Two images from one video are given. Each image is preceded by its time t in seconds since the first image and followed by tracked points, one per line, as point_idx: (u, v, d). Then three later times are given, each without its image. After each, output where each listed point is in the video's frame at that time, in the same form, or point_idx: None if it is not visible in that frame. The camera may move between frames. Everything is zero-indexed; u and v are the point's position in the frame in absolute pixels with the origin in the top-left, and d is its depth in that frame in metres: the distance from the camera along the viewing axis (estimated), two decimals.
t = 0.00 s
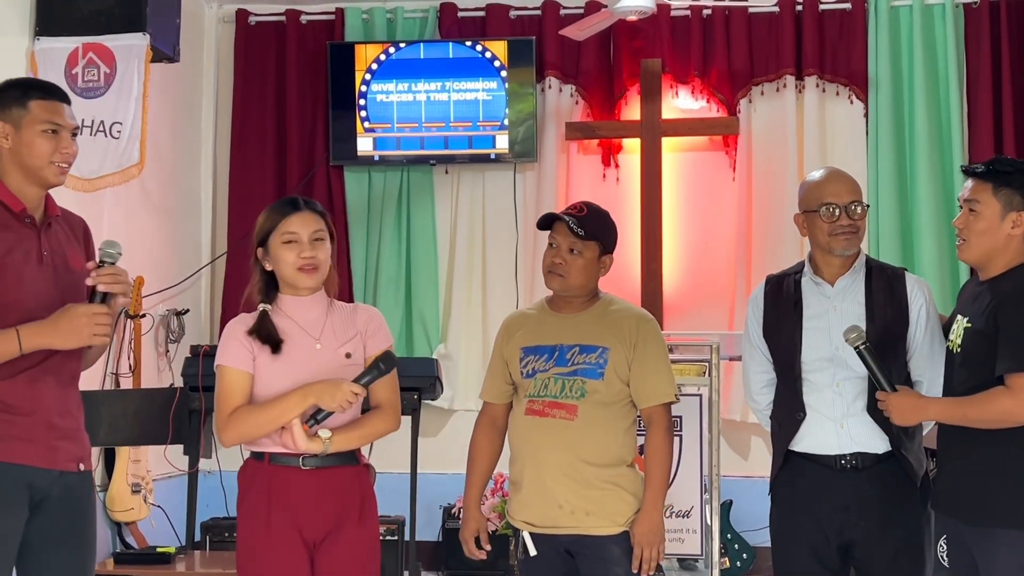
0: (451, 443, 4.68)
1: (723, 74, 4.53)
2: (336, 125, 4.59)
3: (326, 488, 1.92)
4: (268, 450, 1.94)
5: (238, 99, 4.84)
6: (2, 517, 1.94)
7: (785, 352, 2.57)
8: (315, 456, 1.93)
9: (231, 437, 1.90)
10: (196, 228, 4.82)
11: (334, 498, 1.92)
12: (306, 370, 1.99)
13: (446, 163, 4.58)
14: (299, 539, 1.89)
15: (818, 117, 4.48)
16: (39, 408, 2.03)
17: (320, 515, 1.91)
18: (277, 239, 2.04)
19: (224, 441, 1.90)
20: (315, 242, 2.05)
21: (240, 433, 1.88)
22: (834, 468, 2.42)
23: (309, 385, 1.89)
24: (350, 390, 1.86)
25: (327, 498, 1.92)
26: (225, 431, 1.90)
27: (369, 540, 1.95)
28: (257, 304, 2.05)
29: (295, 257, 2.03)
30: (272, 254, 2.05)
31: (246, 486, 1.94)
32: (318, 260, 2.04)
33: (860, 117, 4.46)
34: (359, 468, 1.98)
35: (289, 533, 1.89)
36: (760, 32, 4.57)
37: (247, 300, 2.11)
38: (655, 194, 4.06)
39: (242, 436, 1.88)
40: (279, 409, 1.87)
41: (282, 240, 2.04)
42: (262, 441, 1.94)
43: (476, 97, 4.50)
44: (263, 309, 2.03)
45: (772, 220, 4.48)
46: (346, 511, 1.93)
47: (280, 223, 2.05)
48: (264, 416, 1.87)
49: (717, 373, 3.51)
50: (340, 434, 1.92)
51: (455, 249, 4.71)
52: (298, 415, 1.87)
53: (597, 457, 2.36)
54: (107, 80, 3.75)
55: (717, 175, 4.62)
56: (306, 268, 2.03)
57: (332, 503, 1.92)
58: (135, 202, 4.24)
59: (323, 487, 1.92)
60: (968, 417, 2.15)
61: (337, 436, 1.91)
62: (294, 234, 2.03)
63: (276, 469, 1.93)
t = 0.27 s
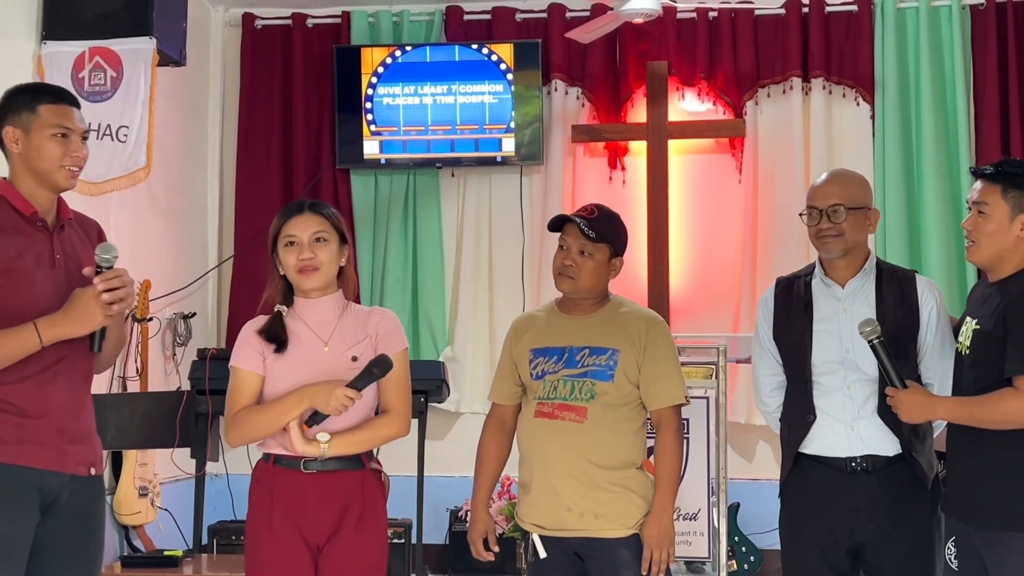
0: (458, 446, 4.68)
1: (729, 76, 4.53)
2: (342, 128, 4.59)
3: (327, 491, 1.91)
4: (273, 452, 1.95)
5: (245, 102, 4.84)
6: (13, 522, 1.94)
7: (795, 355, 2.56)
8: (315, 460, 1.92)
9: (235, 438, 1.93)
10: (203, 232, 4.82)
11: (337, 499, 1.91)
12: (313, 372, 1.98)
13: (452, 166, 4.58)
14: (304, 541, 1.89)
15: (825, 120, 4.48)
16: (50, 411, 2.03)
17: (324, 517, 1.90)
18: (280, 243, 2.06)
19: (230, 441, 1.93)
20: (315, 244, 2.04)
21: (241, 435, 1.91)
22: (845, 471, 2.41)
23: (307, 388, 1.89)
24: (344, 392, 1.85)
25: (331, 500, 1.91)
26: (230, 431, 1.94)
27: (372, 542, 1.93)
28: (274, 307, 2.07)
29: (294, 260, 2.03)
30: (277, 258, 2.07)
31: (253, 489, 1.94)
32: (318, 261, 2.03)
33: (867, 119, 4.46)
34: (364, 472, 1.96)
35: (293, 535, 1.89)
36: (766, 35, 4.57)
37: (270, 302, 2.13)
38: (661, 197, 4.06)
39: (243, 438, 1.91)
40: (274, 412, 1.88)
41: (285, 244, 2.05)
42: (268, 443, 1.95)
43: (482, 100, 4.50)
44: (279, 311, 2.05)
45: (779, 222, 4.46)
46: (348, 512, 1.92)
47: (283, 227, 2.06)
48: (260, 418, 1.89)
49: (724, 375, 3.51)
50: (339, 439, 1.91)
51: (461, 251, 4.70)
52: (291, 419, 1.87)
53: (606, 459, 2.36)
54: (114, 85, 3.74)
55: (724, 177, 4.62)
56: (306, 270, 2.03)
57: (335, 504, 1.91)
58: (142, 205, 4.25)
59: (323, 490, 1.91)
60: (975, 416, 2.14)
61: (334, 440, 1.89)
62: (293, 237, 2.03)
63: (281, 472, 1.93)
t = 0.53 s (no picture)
0: (469, 451, 4.68)
1: (739, 79, 4.53)
2: (352, 133, 4.59)
3: (345, 496, 1.91)
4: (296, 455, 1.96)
5: (256, 107, 4.85)
6: (28, 527, 1.93)
7: (808, 359, 2.56)
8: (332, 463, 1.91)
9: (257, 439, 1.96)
10: (214, 237, 4.84)
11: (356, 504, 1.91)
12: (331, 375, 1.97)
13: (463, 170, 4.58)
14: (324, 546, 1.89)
15: (836, 123, 4.47)
16: (64, 416, 2.02)
17: (344, 522, 1.90)
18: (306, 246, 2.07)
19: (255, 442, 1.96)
20: (338, 246, 2.04)
21: (262, 437, 1.93)
22: (858, 474, 2.41)
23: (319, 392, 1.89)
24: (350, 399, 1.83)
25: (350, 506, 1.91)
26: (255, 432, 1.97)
27: (391, 549, 1.91)
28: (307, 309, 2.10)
29: (317, 262, 2.04)
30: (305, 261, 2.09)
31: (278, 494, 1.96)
32: (341, 264, 2.02)
33: (878, 121, 4.45)
34: (384, 477, 1.94)
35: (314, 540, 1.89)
36: (777, 38, 4.57)
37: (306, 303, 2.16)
38: (671, 200, 4.06)
39: (263, 440, 1.93)
40: (286, 416, 1.89)
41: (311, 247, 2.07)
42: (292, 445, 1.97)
43: (493, 104, 4.50)
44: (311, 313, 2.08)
45: (789, 225, 4.46)
46: (367, 517, 1.91)
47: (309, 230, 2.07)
48: (276, 422, 1.90)
49: (735, 379, 3.50)
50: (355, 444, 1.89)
51: (472, 255, 4.71)
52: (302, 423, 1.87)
53: (621, 463, 2.35)
54: (125, 89, 3.77)
55: (735, 181, 4.61)
56: (330, 273, 2.03)
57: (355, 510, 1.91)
58: (153, 210, 4.26)
59: (340, 495, 1.91)
60: (988, 420, 2.13)
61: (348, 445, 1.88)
62: (316, 240, 2.04)
63: (303, 476, 1.94)
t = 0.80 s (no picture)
0: (485, 458, 4.68)
1: (755, 86, 4.52)
2: (368, 141, 4.61)
3: (372, 505, 1.91)
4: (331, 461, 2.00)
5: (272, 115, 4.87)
6: (46, 536, 1.91)
7: (828, 366, 2.56)
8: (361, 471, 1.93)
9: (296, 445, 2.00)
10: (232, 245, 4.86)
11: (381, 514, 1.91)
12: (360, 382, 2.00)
13: (479, 177, 4.58)
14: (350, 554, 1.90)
15: (853, 129, 4.47)
16: (82, 424, 2.00)
17: (368, 531, 1.91)
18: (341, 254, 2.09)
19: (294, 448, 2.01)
20: (370, 254, 2.05)
21: (298, 444, 1.98)
22: (879, 482, 2.40)
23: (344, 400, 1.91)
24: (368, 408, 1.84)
25: (376, 515, 1.91)
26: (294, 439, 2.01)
27: (415, 562, 1.89)
28: (344, 318, 2.12)
29: (350, 270, 2.05)
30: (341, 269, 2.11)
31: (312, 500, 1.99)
32: (373, 272, 2.03)
33: (894, 127, 4.44)
34: (411, 487, 1.94)
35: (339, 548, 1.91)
36: (793, 44, 4.57)
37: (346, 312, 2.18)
38: (687, 207, 4.05)
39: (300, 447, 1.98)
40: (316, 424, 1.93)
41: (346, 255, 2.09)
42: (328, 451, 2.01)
43: (508, 111, 4.51)
44: (350, 322, 2.10)
45: (805, 230, 4.45)
46: (392, 526, 1.91)
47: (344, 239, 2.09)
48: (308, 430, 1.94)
49: (753, 386, 3.48)
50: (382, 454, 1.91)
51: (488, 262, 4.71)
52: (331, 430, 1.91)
53: (642, 470, 2.35)
54: (143, 99, 3.77)
55: (751, 187, 4.61)
56: (362, 281, 2.05)
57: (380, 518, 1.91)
58: (171, 218, 4.27)
59: (367, 503, 1.92)
60: (1004, 430, 2.10)
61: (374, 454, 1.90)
62: (349, 249, 2.06)
63: (336, 483, 1.96)
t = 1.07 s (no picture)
0: (506, 466, 4.68)
1: (777, 94, 4.51)
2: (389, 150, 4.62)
3: (401, 515, 1.92)
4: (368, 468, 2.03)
5: (294, 126, 4.89)
6: (68, 547, 1.87)
7: (853, 376, 2.55)
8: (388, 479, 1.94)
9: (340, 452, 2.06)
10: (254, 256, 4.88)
11: (409, 522, 1.91)
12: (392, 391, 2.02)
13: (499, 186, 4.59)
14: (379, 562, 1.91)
15: (875, 137, 4.46)
16: (107, 433, 1.95)
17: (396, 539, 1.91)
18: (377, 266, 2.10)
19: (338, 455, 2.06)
20: (404, 266, 2.05)
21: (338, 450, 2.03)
22: (907, 492, 2.39)
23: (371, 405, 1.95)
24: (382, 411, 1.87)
25: (403, 524, 1.91)
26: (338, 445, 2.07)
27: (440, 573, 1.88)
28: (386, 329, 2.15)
29: (385, 282, 2.06)
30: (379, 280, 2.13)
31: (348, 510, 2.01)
32: (406, 285, 2.04)
33: (917, 135, 4.43)
34: (439, 497, 1.93)
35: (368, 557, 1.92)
36: (814, 52, 4.57)
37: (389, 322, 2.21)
38: (708, 215, 4.05)
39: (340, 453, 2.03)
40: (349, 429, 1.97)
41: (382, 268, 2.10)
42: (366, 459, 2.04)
43: (529, 121, 4.52)
44: (390, 333, 2.13)
45: (827, 238, 4.44)
46: (419, 536, 1.90)
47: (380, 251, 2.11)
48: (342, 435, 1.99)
49: (776, 395, 3.46)
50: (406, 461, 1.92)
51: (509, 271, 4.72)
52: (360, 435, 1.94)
53: (667, 479, 2.34)
54: (167, 111, 3.78)
55: (773, 195, 4.60)
56: (397, 293, 2.05)
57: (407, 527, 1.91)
58: (194, 229, 4.29)
59: (396, 513, 1.92)
60: None
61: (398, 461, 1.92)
62: (384, 261, 2.06)
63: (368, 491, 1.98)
